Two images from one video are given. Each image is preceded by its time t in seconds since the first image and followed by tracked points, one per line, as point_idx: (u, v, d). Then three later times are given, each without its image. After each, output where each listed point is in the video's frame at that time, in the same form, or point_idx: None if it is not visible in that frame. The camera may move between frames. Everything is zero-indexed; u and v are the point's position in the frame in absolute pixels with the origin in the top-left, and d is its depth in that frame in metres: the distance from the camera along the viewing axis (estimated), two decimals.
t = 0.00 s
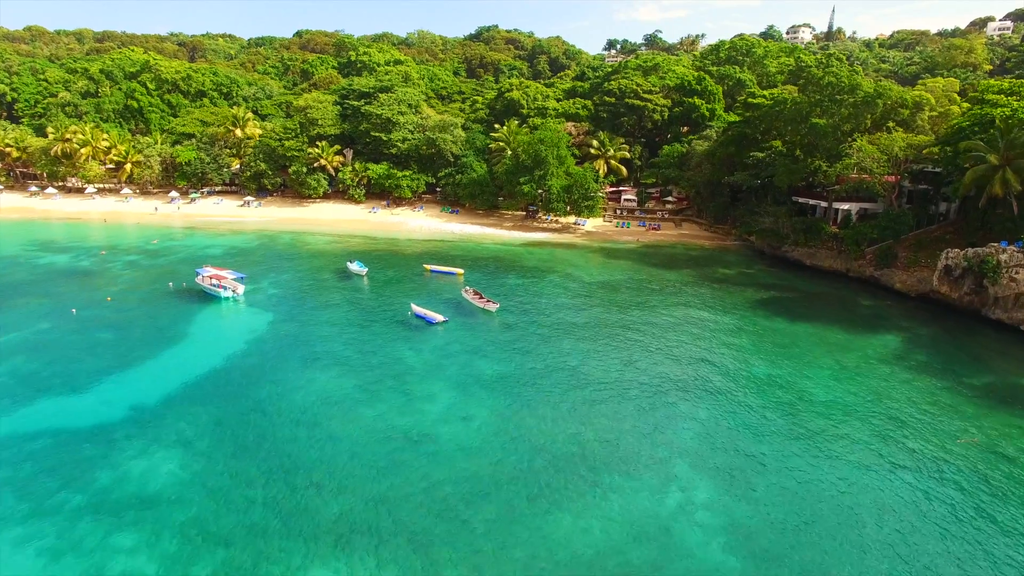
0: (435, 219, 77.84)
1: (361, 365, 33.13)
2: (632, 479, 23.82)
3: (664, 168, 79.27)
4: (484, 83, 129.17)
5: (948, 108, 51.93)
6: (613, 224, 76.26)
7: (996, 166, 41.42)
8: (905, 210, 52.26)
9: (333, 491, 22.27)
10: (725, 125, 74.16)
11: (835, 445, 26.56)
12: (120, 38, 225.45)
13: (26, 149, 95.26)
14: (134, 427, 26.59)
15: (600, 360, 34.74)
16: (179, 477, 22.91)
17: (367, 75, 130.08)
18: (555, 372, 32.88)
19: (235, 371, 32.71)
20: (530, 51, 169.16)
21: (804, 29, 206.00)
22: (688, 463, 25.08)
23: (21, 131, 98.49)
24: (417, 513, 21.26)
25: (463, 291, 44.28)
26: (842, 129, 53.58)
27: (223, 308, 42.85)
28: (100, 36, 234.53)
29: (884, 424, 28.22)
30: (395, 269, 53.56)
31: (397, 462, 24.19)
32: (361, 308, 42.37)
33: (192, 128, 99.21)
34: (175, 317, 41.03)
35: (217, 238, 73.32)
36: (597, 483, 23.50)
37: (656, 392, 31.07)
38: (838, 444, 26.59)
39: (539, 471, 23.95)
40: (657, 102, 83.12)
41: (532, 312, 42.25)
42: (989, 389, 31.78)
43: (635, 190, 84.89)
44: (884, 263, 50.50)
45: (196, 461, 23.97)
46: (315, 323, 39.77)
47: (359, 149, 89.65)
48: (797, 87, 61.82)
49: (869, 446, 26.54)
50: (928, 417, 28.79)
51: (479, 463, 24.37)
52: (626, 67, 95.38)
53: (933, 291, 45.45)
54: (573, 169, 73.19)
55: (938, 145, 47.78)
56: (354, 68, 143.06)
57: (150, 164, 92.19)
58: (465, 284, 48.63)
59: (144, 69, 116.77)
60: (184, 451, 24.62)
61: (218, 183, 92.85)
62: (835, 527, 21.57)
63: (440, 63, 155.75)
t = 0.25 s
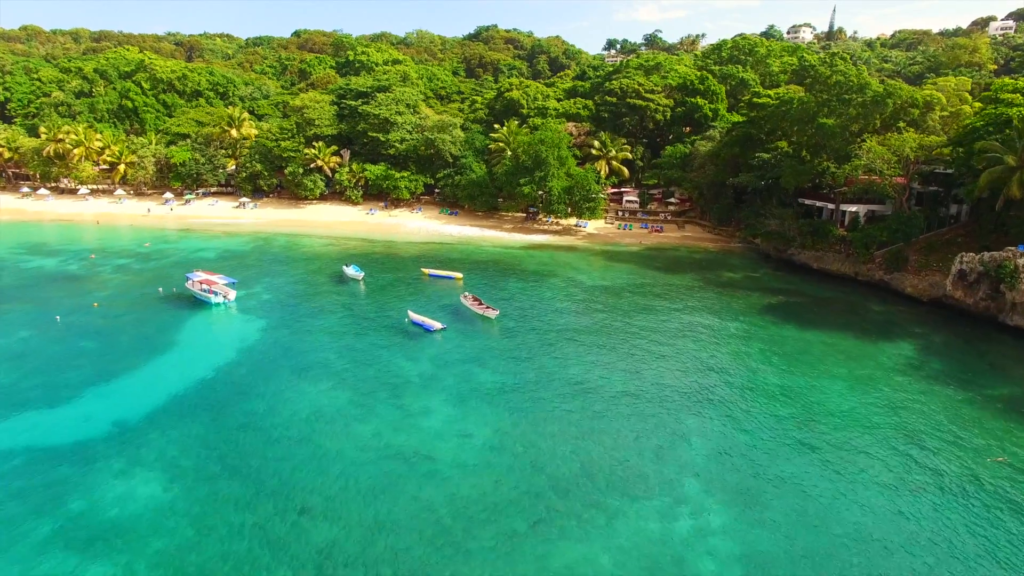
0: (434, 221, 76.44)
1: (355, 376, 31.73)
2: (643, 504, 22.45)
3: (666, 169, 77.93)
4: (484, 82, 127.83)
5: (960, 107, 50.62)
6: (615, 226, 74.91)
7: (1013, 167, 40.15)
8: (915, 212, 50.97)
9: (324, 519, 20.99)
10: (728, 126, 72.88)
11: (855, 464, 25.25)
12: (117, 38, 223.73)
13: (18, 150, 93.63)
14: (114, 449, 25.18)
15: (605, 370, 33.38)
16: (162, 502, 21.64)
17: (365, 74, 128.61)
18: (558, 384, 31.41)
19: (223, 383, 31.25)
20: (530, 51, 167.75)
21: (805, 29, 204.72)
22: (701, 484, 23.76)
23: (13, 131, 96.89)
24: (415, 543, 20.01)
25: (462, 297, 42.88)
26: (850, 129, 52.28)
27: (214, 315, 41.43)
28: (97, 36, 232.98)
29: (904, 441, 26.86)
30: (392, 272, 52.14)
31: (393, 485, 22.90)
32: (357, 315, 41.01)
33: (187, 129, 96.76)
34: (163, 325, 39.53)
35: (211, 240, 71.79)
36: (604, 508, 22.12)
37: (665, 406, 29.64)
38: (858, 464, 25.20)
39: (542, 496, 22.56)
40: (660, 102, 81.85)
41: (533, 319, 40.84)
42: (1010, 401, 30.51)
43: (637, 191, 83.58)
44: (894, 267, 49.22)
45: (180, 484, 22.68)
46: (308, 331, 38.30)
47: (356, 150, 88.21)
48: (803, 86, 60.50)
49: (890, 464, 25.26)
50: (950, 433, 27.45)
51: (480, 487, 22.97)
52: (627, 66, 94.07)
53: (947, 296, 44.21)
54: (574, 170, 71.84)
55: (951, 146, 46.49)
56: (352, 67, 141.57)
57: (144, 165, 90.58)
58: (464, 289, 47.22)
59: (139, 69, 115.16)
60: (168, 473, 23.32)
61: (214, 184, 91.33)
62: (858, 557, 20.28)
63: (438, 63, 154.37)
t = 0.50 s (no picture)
0: (433, 223, 75.02)
1: (350, 389, 30.40)
2: (655, 532, 21.09)
3: (669, 170, 76.61)
4: (483, 82, 126.51)
5: (973, 107, 49.32)
6: (617, 228, 73.53)
7: None
8: (927, 215, 49.75)
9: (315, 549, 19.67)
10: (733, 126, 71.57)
11: (878, 486, 23.87)
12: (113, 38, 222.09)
13: (10, 151, 92.05)
14: (94, 470, 23.79)
15: (612, 382, 31.97)
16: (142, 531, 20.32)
17: (363, 74, 127.22)
18: (563, 397, 30.10)
19: (212, 396, 29.86)
20: (529, 51, 166.38)
21: (806, 29, 203.56)
22: (716, 509, 22.36)
23: (5, 132, 95.28)
24: None
25: (461, 303, 41.52)
26: (860, 130, 50.93)
27: (205, 322, 40.02)
28: (94, 36, 231.44)
29: (928, 460, 25.52)
30: (389, 276, 50.74)
31: (389, 511, 21.56)
32: (353, 322, 39.62)
33: (182, 129, 95.58)
34: (152, 333, 38.13)
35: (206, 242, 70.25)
36: (615, 534, 20.84)
37: (674, 420, 28.37)
38: (881, 485, 23.92)
39: (549, 521, 21.26)
40: (662, 102, 80.54)
41: (535, 326, 39.51)
42: None
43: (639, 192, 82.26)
44: (905, 271, 47.92)
45: (162, 512, 21.33)
46: (302, 339, 36.94)
47: (354, 151, 86.85)
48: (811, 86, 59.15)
49: (915, 486, 23.91)
50: (975, 452, 26.13)
51: (482, 511, 21.66)
52: (629, 65, 92.78)
53: (961, 301, 43.19)
54: (576, 171, 70.49)
55: (965, 147, 45.18)
56: (350, 67, 140.20)
57: (138, 166, 89.04)
58: (464, 294, 45.90)
59: (134, 69, 113.70)
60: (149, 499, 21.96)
61: (209, 185, 89.81)
62: None
63: (437, 63, 153.00)
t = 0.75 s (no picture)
0: (432, 225, 73.61)
1: (343, 403, 29.05)
2: (666, 565, 19.80)
3: (672, 171, 75.25)
4: (483, 82, 125.14)
5: (987, 107, 47.86)
6: (619, 230, 72.13)
7: None
8: (939, 217, 48.31)
9: None
10: (737, 126, 70.26)
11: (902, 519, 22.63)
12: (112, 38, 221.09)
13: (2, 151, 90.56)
14: (71, 498, 22.46)
15: (618, 395, 30.57)
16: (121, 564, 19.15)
17: (362, 73, 125.83)
18: (566, 411, 28.79)
19: (198, 413, 28.50)
20: (529, 50, 164.99)
21: (807, 28, 202.34)
22: (732, 540, 21.07)
23: None
24: None
25: (460, 310, 40.10)
26: (871, 130, 49.51)
27: (194, 330, 38.64)
28: (92, 35, 230.10)
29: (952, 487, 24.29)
30: (386, 281, 49.25)
31: (382, 539, 20.27)
32: (347, 330, 38.26)
33: (177, 129, 94.23)
34: (138, 342, 36.73)
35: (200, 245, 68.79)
36: (624, 567, 19.56)
37: (683, 438, 27.12)
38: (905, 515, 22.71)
39: (553, 552, 19.95)
40: (665, 102, 79.21)
41: (536, 334, 38.14)
42: None
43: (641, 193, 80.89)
44: (918, 275, 46.51)
45: (144, 545, 20.14)
46: (294, 349, 35.54)
47: (352, 151, 85.48)
48: (819, 85, 57.76)
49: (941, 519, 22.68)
50: (1001, 477, 24.89)
51: (481, 540, 20.35)
52: (631, 64, 91.45)
53: (977, 307, 41.93)
54: (578, 172, 69.10)
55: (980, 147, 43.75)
56: (348, 66, 138.72)
57: (132, 167, 87.57)
58: (462, 299, 44.53)
59: (129, 68, 112.24)
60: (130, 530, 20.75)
61: (204, 186, 88.35)
62: None
63: (436, 62, 151.66)
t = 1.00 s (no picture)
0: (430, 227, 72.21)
1: (337, 419, 27.69)
2: None
3: (675, 171, 73.83)
4: (482, 81, 123.69)
5: (1002, 105, 46.44)
6: (621, 232, 70.74)
7: None
8: (952, 219, 46.94)
9: None
10: (742, 126, 68.84)
11: (929, 546, 21.28)
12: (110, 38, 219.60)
13: None
14: (44, 528, 21.14)
15: (624, 409, 29.22)
16: None
17: (360, 72, 124.38)
18: (571, 427, 27.44)
19: (185, 430, 27.16)
20: (529, 50, 163.57)
21: (809, 27, 201.03)
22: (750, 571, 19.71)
23: None
24: None
25: (459, 316, 38.71)
26: (882, 130, 48.08)
27: (182, 338, 37.23)
28: (89, 35, 228.52)
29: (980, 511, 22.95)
30: (383, 285, 47.83)
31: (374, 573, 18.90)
32: (342, 337, 36.85)
33: (172, 129, 92.75)
34: (125, 351, 35.27)
35: (194, 247, 67.37)
36: None
37: (696, 456, 25.78)
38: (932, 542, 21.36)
39: None
40: (668, 101, 77.82)
41: (538, 342, 36.76)
42: None
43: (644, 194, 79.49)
44: (931, 279, 45.18)
45: None
46: (287, 358, 34.14)
47: (349, 152, 84.07)
48: (827, 84, 56.33)
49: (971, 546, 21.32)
50: None
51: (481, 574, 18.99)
52: (633, 63, 90.05)
53: (993, 312, 41.35)
54: (579, 173, 67.71)
55: (996, 147, 42.32)
56: (346, 66, 137.19)
57: (126, 168, 86.10)
58: (462, 305, 43.14)
59: (124, 67, 110.78)
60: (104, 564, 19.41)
61: (199, 187, 86.89)
62: None
63: (436, 62, 150.29)
